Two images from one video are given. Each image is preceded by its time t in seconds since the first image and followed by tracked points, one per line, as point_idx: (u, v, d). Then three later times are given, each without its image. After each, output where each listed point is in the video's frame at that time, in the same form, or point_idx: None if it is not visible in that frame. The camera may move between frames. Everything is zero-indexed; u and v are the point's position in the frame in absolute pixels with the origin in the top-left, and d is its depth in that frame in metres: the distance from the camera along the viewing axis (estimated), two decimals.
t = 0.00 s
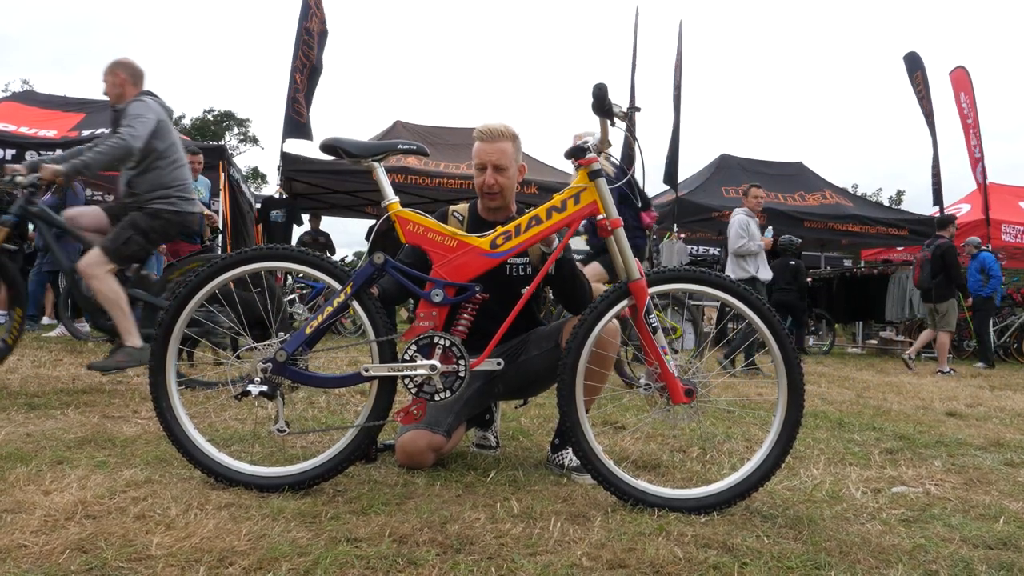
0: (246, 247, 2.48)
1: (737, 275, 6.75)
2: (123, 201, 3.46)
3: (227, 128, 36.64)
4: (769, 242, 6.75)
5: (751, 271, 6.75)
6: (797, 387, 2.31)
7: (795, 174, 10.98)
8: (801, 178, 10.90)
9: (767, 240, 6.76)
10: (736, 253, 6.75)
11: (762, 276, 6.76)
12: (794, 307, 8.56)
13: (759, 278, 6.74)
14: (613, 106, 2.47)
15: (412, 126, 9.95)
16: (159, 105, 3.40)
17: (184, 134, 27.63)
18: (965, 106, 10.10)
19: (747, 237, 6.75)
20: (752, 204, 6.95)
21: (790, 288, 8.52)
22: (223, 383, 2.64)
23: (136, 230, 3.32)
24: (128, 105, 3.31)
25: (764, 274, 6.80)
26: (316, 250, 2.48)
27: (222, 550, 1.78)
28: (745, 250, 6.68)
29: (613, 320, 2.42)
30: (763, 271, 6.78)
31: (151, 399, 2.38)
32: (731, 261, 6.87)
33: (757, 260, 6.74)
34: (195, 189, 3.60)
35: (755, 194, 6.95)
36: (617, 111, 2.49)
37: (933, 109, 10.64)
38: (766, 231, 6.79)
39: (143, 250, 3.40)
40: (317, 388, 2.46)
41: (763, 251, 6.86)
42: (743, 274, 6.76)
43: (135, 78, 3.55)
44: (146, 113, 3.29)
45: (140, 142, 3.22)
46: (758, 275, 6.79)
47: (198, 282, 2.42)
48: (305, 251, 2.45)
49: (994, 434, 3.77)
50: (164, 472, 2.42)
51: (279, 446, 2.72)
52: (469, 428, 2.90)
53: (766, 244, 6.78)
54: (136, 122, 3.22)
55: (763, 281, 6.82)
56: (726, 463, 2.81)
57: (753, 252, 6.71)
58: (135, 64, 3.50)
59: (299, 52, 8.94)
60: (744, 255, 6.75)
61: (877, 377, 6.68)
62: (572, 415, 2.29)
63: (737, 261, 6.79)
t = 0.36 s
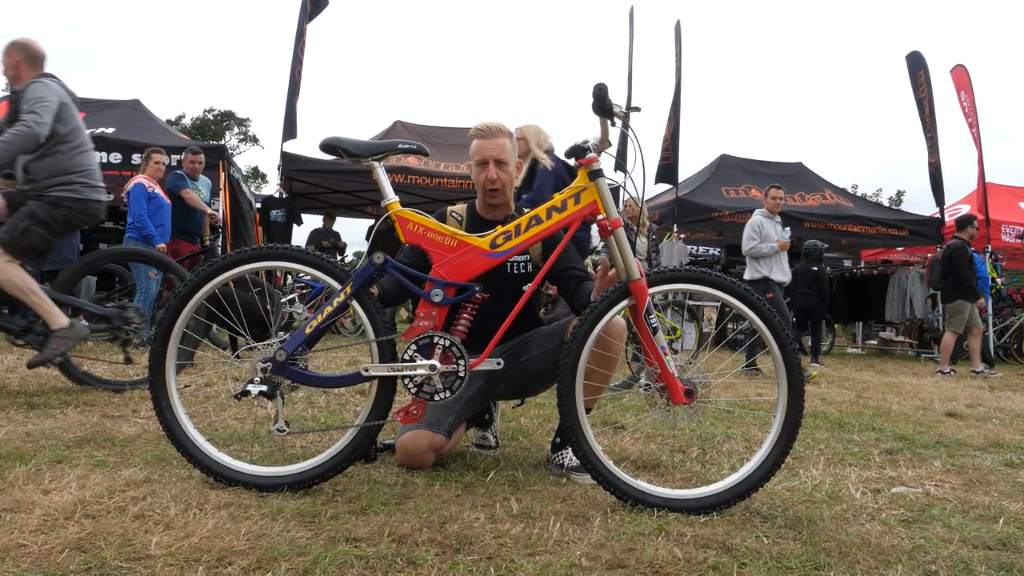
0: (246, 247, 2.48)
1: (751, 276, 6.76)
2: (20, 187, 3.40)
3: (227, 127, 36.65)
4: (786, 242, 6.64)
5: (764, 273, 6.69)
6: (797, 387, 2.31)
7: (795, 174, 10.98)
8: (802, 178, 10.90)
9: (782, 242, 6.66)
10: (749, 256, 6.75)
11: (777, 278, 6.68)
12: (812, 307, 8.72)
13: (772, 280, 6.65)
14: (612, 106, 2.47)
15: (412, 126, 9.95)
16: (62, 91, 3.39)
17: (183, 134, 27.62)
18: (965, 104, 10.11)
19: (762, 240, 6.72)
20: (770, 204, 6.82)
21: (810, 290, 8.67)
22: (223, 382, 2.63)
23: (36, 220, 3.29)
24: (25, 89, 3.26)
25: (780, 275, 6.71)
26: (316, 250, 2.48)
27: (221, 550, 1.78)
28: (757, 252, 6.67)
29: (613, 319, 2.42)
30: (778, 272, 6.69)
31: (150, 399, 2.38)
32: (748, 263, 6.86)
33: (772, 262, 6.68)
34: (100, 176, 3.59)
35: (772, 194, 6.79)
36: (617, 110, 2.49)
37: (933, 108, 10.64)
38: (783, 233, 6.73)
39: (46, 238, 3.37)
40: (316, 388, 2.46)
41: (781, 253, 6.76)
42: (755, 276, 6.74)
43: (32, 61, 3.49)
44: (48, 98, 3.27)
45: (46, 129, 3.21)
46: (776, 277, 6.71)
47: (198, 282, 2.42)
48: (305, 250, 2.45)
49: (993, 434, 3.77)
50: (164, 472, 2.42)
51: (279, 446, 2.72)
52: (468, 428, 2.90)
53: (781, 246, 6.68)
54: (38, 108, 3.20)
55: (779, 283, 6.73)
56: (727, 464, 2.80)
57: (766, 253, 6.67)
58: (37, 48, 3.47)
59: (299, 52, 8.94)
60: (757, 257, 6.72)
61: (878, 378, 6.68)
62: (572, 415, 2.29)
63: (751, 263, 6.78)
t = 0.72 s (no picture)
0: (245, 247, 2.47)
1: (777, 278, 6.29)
2: None
3: (226, 128, 36.65)
4: (814, 240, 6.16)
5: (791, 273, 6.20)
6: (797, 387, 2.31)
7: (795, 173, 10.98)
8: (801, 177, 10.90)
9: (810, 238, 6.18)
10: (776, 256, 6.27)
11: (805, 277, 6.20)
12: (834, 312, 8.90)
13: (799, 281, 6.18)
14: (611, 107, 2.47)
15: (412, 126, 9.95)
16: None
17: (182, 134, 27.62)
18: (966, 101, 10.10)
19: (787, 238, 6.25)
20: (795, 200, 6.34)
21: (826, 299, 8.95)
22: (222, 383, 2.63)
23: None
24: None
25: (809, 274, 6.21)
26: (315, 250, 2.48)
27: (222, 551, 1.78)
28: (785, 252, 6.18)
29: (613, 319, 2.42)
30: (806, 271, 6.21)
31: (150, 400, 2.38)
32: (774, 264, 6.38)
33: (800, 262, 6.19)
34: None
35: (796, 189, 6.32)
36: (616, 110, 2.49)
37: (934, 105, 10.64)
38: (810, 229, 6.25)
39: None
40: (316, 389, 2.46)
41: (809, 251, 6.26)
42: (782, 276, 6.27)
43: None
44: None
45: None
46: (804, 277, 6.21)
47: (198, 282, 2.42)
48: (304, 251, 2.45)
49: (993, 433, 3.77)
50: (164, 473, 2.42)
51: (279, 447, 2.72)
52: (468, 428, 2.90)
53: (810, 243, 6.19)
54: None
55: (808, 283, 6.22)
56: (726, 463, 2.80)
57: (795, 253, 6.16)
58: None
59: (299, 52, 8.94)
60: (785, 257, 6.22)
61: (879, 377, 6.66)
62: (572, 416, 2.29)
63: (777, 264, 6.30)
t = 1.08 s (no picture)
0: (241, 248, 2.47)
1: (794, 277, 6.28)
2: None
3: (227, 128, 36.64)
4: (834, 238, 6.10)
5: (807, 272, 6.18)
6: (796, 386, 2.31)
7: (795, 173, 10.97)
8: (802, 177, 10.90)
9: (829, 238, 6.10)
10: (795, 255, 6.26)
11: (822, 277, 6.15)
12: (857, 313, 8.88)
13: (814, 280, 6.14)
14: (609, 107, 2.47)
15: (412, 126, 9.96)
16: None
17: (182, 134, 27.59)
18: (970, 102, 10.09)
19: (807, 237, 6.22)
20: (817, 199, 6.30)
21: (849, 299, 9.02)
22: (222, 383, 2.64)
23: None
24: None
25: (826, 274, 6.15)
26: (312, 251, 2.48)
27: (221, 551, 1.78)
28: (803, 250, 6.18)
29: (611, 319, 2.41)
30: (823, 271, 6.15)
31: (149, 401, 2.38)
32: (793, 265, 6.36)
33: (818, 261, 6.15)
34: None
35: (818, 188, 6.29)
36: (613, 110, 2.49)
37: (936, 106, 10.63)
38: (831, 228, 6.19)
39: None
40: (314, 389, 2.46)
41: (829, 250, 6.20)
42: (798, 275, 6.25)
43: None
44: None
45: None
46: (822, 277, 6.16)
47: (194, 283, 2.42)
48: (301, 251, 2.45)
49: (993, 432, 3.77)
50: (164, 473, 2.42)
51: (278, 447, 2.72)
52: (468, 428, 2.90)
53: (829, 242, 6.12)
54: None
55: (825, 283, 6.17)
56: (726, 463, 2.80)
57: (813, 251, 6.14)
58: None
59: (299, 53, 8.95)
60: (804, 256, 6.19)
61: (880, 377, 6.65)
62: (570, 416, 2.29)
63: (796, 263, 6.29)
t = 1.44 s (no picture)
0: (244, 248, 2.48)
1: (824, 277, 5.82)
2: None
3: (227, 128, 36.64)
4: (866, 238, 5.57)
5: (834, 273, 5.71)
6: (796, 386, 2.31)
7: (796, 174, 10.97)
8: (802, 177, 10.90)
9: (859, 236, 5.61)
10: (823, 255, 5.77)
11: (852, 278, 5.65)
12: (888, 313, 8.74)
13: (843, 282, 5.66)
14: (610, 107, 2.47)
15: (412, 127, 9.96)
16: None
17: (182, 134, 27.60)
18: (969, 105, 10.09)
19: (834, 237, 5.73)
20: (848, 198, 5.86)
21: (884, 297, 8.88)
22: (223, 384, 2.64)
23: None
24: None
25: (857, 275, 5.64)
26: (314, 250, 2.48)
27: (221, 551, 1.78)
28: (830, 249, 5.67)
29: (612, 319, 2.41)
30: (853, 272, 5.65)
31: (150, 400, 2.38)
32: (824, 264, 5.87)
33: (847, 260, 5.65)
34: None
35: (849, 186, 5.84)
36: (614, 110, 2.49)
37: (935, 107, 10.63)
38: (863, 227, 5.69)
39: None
40: (315, 389, 2.46)
41: (861, 250, 5.67)
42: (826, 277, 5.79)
43: None
44: None
45: None
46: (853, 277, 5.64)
47: (197, 283, 2.42)
48: (304, 251, 2.45)
49: (994, 433, 3.76)
50: (164, 473, 2.42)
51: (279, 447, 2.72)
52: (468, 428, 2.90)
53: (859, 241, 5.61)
54: None
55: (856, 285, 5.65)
56: (726, 463, 2.80)
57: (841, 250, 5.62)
58: None
59: (300, 52, 8.95)
60: (832, 256, 5.71)
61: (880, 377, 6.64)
62: (571, 416, 2.29)
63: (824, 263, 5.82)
